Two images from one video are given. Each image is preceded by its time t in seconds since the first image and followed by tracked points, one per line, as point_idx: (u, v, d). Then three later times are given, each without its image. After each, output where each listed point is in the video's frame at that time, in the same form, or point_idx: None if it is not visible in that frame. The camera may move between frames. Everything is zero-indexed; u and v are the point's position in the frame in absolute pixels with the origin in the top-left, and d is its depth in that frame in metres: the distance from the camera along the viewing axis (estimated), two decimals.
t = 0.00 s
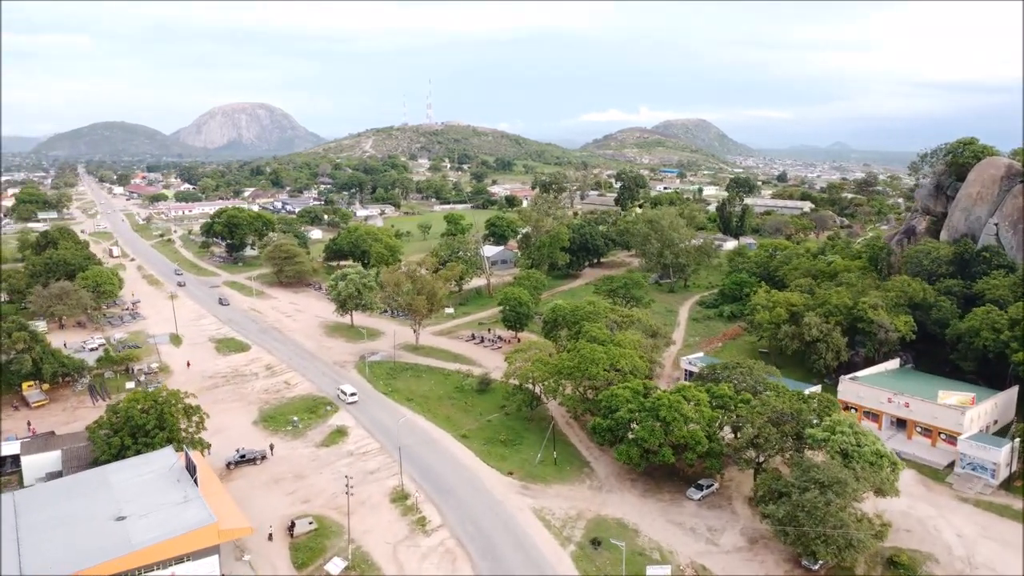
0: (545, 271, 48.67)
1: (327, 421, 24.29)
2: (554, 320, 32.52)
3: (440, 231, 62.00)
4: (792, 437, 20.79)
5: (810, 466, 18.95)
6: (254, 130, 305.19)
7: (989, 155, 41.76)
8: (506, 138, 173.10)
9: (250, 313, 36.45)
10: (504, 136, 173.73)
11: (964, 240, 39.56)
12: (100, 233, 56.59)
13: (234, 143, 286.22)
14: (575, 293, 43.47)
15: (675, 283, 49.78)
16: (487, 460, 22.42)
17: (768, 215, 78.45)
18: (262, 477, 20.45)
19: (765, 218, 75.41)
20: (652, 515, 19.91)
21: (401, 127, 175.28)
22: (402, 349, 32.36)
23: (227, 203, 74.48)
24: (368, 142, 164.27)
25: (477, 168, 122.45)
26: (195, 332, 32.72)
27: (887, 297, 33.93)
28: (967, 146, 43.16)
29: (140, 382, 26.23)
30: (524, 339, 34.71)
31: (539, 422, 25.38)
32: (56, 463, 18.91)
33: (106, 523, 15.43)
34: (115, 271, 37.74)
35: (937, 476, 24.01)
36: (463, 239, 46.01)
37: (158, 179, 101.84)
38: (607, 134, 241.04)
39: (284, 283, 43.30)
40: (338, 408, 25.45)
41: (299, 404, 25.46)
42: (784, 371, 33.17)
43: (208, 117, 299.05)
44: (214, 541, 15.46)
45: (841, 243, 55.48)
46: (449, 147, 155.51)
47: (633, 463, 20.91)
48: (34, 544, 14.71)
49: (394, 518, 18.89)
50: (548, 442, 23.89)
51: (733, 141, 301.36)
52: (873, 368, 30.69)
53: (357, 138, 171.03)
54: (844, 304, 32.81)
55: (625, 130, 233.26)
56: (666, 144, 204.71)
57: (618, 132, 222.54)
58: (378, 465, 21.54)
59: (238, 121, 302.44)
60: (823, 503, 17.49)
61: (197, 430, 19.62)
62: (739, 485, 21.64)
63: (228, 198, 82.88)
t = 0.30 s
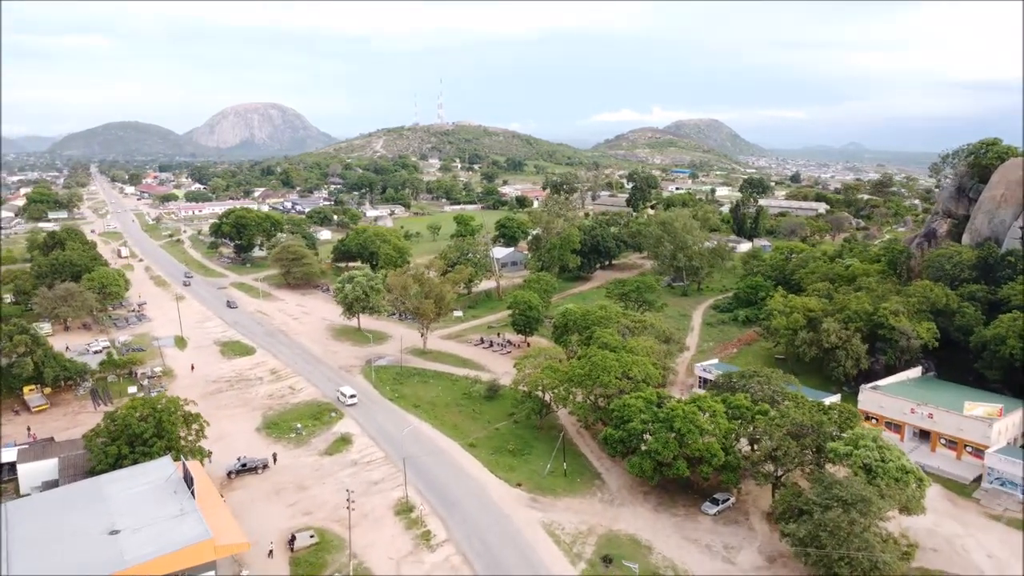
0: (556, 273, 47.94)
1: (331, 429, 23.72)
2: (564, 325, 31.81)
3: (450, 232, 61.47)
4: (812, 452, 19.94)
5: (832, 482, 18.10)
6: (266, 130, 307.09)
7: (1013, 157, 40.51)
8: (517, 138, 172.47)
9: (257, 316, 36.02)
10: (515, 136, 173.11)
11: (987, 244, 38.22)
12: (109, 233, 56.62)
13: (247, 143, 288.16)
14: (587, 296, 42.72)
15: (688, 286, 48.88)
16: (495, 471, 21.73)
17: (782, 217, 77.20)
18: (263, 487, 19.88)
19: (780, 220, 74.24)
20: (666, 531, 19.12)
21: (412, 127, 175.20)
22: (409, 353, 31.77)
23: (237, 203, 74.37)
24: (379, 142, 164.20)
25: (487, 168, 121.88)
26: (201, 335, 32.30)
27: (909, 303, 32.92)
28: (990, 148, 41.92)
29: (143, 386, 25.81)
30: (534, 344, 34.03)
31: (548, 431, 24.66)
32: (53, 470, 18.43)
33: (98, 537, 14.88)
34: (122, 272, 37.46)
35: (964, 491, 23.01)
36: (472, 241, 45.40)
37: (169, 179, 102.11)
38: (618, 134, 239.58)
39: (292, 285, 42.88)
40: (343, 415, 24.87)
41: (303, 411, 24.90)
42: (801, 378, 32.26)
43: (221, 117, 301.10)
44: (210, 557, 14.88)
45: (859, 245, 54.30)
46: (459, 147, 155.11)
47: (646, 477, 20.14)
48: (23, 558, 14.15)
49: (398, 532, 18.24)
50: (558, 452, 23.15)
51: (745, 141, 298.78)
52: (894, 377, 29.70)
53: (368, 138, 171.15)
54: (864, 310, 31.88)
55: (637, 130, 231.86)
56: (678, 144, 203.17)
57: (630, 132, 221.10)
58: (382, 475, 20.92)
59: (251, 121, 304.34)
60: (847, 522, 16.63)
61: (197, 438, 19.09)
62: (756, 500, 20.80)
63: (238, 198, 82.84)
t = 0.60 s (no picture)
0: (566, 276, 47.18)
1: (335, 436, 23.13)
2: (575, 330, 31.07)
3: (459, 233, 60.93)
4: (834, 467, 19.10)
5: (856, 499, 17.25)
6: (278, 130, 308.67)
7: None
8: (528, 137, 171.79)
9: (263, 318, 35.59)
10: (526, 136, 172.44)
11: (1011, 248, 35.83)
12: (119, 233, 56.62)
13: (259, 143, 289.80)
14: (598, 299, 41.96)
15: (701, 289, 47.98)
16: (502, 482, 21.01)
17: (797, 218, 75.96)
18: (264, 498, 19.29)
19: (795, 221, 72.97)
20: (681, 547, 18.32)
21: (423, 127, 175.08)
22: (417, 357, 31.15)
23: (247, 203, 74.27)
24: (389, 142, 164.13)
25: (498, 168, 121.30)
26: (206, 338, 31.86)
27: (931, 309, 31.86)
28: (1016, 147, 40.32)
29: (145, 391, 25.37)
30: (544, 348, 33.31)
31: (558, 440, 23.94)
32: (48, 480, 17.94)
33: (91, 551, 14.20)
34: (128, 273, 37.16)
35: (992, 507, 22.03)
36: (482, 242, 44.75)
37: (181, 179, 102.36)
38: (630, 134, 238.36)
39: (300, 286, 42.45)
40: (347, 421, 24.27)
41: (307, 417, 24.34)
42: (819, 386, 31.33)
43: (234, 117, 303.23)
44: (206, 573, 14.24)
45: (877, 248, 53.13)
46: (470, 147, 154.69)
47: (660, 491, 19.36)
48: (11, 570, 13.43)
49: (402, 546, 17.57)
50: (568, 463, 22.41)
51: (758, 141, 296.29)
52: (916, 386, 28.69)
53: (379, 138, 171.22)
54: (885, 316, 30.91)
55: (649, 130, 230.41)
56: (690, 144, 201.66)
57: (642, 132, 219.63)
58: (386, 486, 20.27)
59: (263, 121, 306.15)
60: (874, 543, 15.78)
61: (196, 447, 18.55)
62: (774, 516, 19.96)
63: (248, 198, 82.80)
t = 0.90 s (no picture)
0: (577, 278, 46.36)
1: (339, 444, 22.52)
2: (586, 335, 30.34)
3: (469, 234, 60.36)
4: (857, 483, 18.26)
5: (882, 520, 16.38)
6: (290, 130, 310.15)
7: None
8: (539, 137, 171.08)
9: (269, 320, 35.15)
10: (537, 136, 171.73)
11: None
12: (129, 233, 56.63)
13: (271, 143, 291.27)
14: (610, 303, 41.19)
15: (714, 293, 47.06)
16: (510, 494, 20.31)
17: (812, 219, 74.68)
18: (265, 509, 18.71)
19: (810, 223, 71.66)
20: (696, 566, 17.52)
21: (434, 127, 174.90)
22: (424, 362, 30.54)
23: (257, 203, 74.17)
24: (400, 142, 164.06)
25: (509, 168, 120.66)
26: (211, 341, 31.43)
27: (955, 315, 30.79)
28: None
29: (148, 396, 24.94)
30: (554, 354, 32.58)
31: (568, 450, 23.20)
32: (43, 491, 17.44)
33: (81, 566, 13.52)
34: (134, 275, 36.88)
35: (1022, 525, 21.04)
36: (492, 244, 44.11)
37: (191, 179, 102.65)
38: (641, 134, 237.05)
39: (307, 288, 42.02)
40: (352, 429, 23.65)
41: (311, 424, 23.77)
42: (837, 395, 30.40)
43: (246, 117, 305.25)
44: None
45: (895, 251, 51.93)
46: (481, 147, 154.26)
47: (674, 506, 18.57)
48: None
49: (405, 562, 16.91)
50: (578, 474, 21.66)
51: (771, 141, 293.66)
52: (940, 395, 27.64)
53: (390, 138, 171.21)
54: (907, 323, 29.88)
55: (660, 130, 228.87)
56: (702, 143, 200.06)
57: (654, 132, 217.93)
58: (390, 498, 19.62)
59: (275, 121, 307.80)
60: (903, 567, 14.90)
61: (195, 457, 18.00)
62: (794, 533, 19.10)
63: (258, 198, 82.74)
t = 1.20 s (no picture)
0: (588, 281, 45.62)
1: (343, 453, 21.92)
2: (597, 340, 29.58)
3: (479, 235, 59.78)
4: (882, 501, 17.39)
5: (910, 542, 15.51)
6: (302, 130, 311.43)
7: None
8: (550, 137, 170.36)
9: (276, 323, 34.70)
10: (548, 136, 171.00)
11: None
12: (138, 233, 56.64)
13: (283, 143, 292.54)
14: (621, 306, 40.42)
15: (729, 296, 46.13)
16: (518, 508, 19.59)
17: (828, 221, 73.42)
18: (265, 521, 18.12)
19: (826, 225, 70.40)
20: None
21: (445, 127, 174.68)
22: (431, 368, 29.91)
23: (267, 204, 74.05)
24: (411, 142, 163.96)
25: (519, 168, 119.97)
26: (216, 344, 31.01)
27: (980, 322, 29.70)
28: None
29: (150, 400, 24.51)
30: (565, 359, 31.87)
31: (578, 461, 22.46)
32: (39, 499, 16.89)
33: None
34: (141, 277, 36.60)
35: None
36: (502, 245, 43.44)
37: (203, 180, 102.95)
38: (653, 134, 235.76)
39: (315, 290, 41.58)
40: (356, 437, 23.05)
41: (315, 432, 23.20)
42: (857, 403, 29.43)
43: (259, 117, 307.13)
44: None
45: (915, 254, 50.69)
46: (492, 147, 153.77)
47: (689, 523, 17.78)
48: None
49: None
50: (589, 487, 20.90)
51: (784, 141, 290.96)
52: (965, 405, 26.60)
53: (400, 138, 171.16)
54: (930, 330, 28.82)
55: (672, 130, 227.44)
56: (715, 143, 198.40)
57: (666, 132, 216.41)
58: (393, 511, 18.96)
59: (287, 121, 309.30)
60: None
61: (194, 467, 17.45)
62: (814, 553, 18.25)
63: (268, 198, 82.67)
